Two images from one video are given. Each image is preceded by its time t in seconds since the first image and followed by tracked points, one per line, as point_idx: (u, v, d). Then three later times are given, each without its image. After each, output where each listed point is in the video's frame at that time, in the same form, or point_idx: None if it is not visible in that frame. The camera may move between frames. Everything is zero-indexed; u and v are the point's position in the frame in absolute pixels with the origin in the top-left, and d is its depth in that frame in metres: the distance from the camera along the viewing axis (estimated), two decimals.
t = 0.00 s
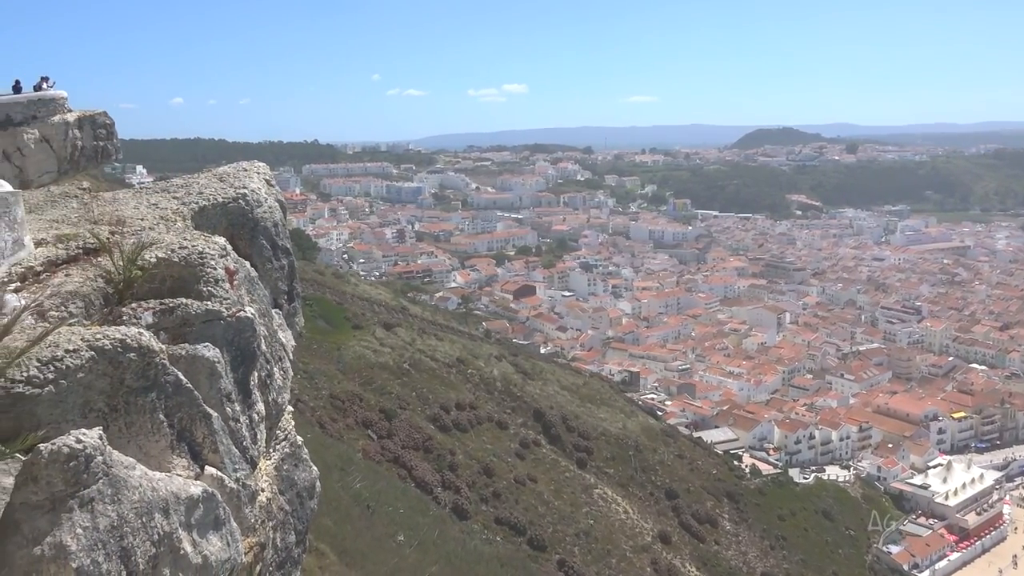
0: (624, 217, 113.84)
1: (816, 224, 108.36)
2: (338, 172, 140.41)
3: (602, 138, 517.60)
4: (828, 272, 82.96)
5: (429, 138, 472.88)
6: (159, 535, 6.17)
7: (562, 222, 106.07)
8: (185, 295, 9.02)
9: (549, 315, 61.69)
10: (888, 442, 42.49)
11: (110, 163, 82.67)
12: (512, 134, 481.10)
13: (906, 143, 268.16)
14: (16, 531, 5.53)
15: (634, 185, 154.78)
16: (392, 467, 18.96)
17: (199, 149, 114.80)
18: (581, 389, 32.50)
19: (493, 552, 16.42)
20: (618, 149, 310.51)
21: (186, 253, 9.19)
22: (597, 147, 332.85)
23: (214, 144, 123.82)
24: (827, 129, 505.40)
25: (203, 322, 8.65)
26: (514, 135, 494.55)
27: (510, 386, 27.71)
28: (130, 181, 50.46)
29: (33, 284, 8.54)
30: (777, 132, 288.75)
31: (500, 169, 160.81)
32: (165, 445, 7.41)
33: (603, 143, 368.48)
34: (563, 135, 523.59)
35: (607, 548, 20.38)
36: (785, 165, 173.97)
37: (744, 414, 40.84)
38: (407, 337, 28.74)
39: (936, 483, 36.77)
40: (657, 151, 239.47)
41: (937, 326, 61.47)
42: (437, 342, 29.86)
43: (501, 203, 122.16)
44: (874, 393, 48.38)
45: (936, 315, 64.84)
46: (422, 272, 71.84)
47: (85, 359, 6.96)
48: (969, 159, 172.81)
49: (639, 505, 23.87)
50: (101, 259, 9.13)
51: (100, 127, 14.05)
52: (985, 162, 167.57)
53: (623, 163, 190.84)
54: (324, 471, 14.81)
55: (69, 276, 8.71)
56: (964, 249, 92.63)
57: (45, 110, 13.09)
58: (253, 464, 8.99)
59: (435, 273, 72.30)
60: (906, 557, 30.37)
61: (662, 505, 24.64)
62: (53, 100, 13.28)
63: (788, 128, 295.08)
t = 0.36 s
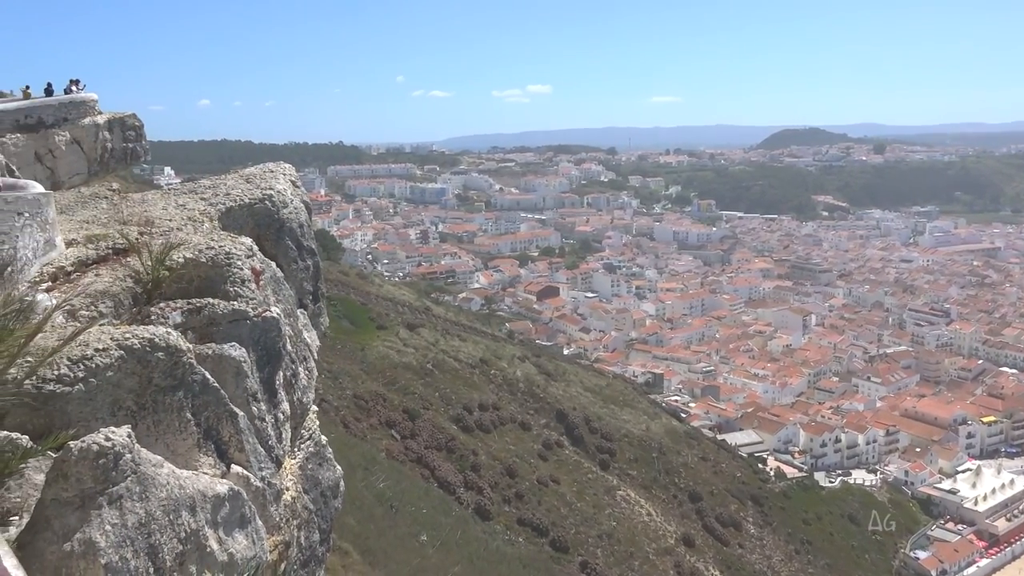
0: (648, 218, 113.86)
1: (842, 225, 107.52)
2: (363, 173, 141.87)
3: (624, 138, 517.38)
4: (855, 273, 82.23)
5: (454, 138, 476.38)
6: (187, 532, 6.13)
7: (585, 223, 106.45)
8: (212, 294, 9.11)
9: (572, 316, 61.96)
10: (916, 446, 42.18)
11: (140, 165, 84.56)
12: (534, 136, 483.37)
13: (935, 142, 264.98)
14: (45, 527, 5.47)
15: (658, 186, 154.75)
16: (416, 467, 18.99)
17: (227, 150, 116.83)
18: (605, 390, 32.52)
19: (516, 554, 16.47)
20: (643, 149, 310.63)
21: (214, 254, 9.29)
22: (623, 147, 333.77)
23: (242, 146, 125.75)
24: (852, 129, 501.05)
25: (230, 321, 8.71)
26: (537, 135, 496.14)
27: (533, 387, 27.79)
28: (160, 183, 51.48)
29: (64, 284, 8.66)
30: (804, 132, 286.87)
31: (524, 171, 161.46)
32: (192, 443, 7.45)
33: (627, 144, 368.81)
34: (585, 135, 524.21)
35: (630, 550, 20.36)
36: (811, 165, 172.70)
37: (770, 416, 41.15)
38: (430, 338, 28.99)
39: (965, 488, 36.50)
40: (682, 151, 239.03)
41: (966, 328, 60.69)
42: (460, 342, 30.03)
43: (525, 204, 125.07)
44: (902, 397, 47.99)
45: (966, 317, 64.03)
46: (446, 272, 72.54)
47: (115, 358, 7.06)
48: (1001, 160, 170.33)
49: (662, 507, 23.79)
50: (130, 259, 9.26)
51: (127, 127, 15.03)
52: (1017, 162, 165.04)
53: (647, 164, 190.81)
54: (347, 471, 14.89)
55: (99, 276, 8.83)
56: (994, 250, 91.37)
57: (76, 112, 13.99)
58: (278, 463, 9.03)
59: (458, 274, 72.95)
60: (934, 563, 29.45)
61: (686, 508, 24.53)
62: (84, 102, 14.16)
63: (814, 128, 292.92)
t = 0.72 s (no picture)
0: (673, 221, 113.96)
1: (871, 227, 106.44)
2: (390, 176, 143.69)
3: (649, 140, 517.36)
4: (884, 276, 81.42)
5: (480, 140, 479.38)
6: (214, 530, 6.08)
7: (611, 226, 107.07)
8: (240, 295, 9.20)
9: (597, 318, 62.31)
10: (946, 453, 41.69)
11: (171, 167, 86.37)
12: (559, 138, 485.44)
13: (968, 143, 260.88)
14: (75, 524, 5.42)
15: (683, 188, 154.49)
16: (440, 468, 19.02)
17: (256, 153, 118.86)
18: (629, 393, 32.53)
19: (540, 557, 16.50)
20: (669, 151, 310.84)
21: (242, 255, 9.38)
22: (650, 149, 333.27)
23: (271, 149, 128.18)
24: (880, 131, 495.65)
25: (257, 322, 8.78)
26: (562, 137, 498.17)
27: (558, 389, 27.92)
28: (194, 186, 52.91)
29: (96, 284, 8.78)
30: (833, 133, 284.42)
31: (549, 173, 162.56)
32: (219, 443, 7.51)
33: (654, 146, 368.89)
34: (610, 137, 525.14)
35: (654, 554, 20.28)
36: (840, 167, 171.25)
37: (797, 421, 41.63)
38: (454, 340, 29.24)
39: (996, 496, 36.17)
40: (710, 153, 238.47)
41: (998, 333, 59.75)
42: (485, 345, 30.30)
43: (551, 207, 126.24)
44: (931, 403, 47.48)
45: (998, 322, 63.04)
46: (471, 275, 73.37)
47: (145, 358, 7.14)
48: None
49: (687, 511, 23.67)
50: (160, 260, 9.38)
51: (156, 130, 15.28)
52: None
53: (673, 166, 190.74)
54: (372, 471, 14.99)
55: (130, 276, 8.97)
56: None
57: (108, 115, 14.29)
58: (304, 463, 9.06)
59: (483, 276, 73.74)
60: (965, 570, 28.83)
61: (711, 512, 24.40)
62: (116, 106, 14.47)
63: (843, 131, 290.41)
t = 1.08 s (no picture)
0: (700, 224, 114.17)
1: (901, 231, 105.45)
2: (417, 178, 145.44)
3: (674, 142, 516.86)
4: (914, 280, 80.61)
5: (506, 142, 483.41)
6: (241, 529, 6.10)
7: (636, 228, 107.78)
8: (267, 296, 9.28)
9: (622, 321, 62.63)
10: (977, 459, 41.25)
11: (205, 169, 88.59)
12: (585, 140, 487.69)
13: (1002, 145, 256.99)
14: (105, 520, 5.39)
15: (709, 191, 154.51)
16: (464, 469, 19.03)
17: (286, 155, 121.13)
18: (654, 396, 32.51)
19: (563, 559, 16.52)
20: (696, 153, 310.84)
21: (269, 256, 9.47)
22: (678, 152, 332.98)
23: (301, 152, 130.54)
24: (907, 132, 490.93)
25: (284, 322, 8.84)
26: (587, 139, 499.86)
27: (582, 392, 28.06)
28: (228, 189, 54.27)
29: (127, 285, 8.89)
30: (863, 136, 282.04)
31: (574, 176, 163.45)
32: (247, 442, 7.58)
33: (681, 148, 368.82)
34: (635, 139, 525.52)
35: (679, 558, 20.14)
36: (869, 170, 170.00)
37: (824, 426, 41.28)
38: (479, 342, 29.61)
39: None
40: (737, 156, 238.02)
41: None
42: (509, 347, 30.58)
43: (576, 209, 126.87)
44: (962, 408, 46.96)
45: None
46: (496, 276, 74.14)
47: (174, 357, 7.20)
48: None
49: (712, 516, 23.51)
50: (189, 261, 9.47)
51: (187, 132, 16.59)
52: None
53: (699, 169, 190.69)
54: (397, 472, 15.06)
55: (159, 277, 9.05)
56: None
57: (140, 118, 15.52)
58: (329, 462, 9.09)
59: (508, 278, 74.47)
60: None
61: (736, 516, 24.23)
62: (147, 108, 15.64)
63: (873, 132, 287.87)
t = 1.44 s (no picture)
0: (725, 224, 114.11)
1: (930, 231, 104.32)
2: (442, 181, 146.89)
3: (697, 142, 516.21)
4: (944, 281, 79.71)
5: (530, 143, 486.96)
6: (268, 529, 6.13)
7: (661, 229, 108.55)
8: (294, 298, 9.36)
9: (646, 322, 62.78)
10: (1009, 464, 40.67)
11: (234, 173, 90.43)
12: (608, 141, 489.13)
13: None
14: (135, 519, 5.37)
15: (734, 192, 154.20)
16: (488, 470, 19.02)
17: (312, 158, 122.93)
18: (679, 398, 32.48)
19: (587, 562, 16.53)
20: (722, 154, 310.47)
21: (296, 258, 9.56)
22: (703, 153, 332.14)
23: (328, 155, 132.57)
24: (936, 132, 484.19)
25: (311, 324, 8.87)
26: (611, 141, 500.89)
27: (607, 393, 28.31)
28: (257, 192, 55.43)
29: (156, 286, 9.00)
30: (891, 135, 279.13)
31: (599, 177, 164.26)
32: (274, 443, 7.65)
33: (707, 149, 368.23)
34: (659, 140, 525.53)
35: (704, 561, 19.98)
36: (897, 170, 168.47)
37: (852, 428, 41.00)
38: (503, 344, 29.93)
39: None
40: (763, 156, 237.22)
41: None
42: (533, 349, 31.00)
43: (600, 211, 127.20)
44: (993, 411, 46.34)
45: None
46: (519, 278, 74.70)
47: (202, 358, 7.25)
48: None
49: (737, 518, 23.39)
50: (218, 263, 9.56)
51: (213, 135, 16.97)
52: None
53: (724, 170, 190.49)
54: (422, 473, 15.07)
55: (188, 279, 9.13)
56: None
57: (169, 122, 15.86)
58: (355, 462, 9.12)
59: (532, 279, 74.96)
60: None
61: (762, 520, 24.10)
62: (176, 112, 16.02)
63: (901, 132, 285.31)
